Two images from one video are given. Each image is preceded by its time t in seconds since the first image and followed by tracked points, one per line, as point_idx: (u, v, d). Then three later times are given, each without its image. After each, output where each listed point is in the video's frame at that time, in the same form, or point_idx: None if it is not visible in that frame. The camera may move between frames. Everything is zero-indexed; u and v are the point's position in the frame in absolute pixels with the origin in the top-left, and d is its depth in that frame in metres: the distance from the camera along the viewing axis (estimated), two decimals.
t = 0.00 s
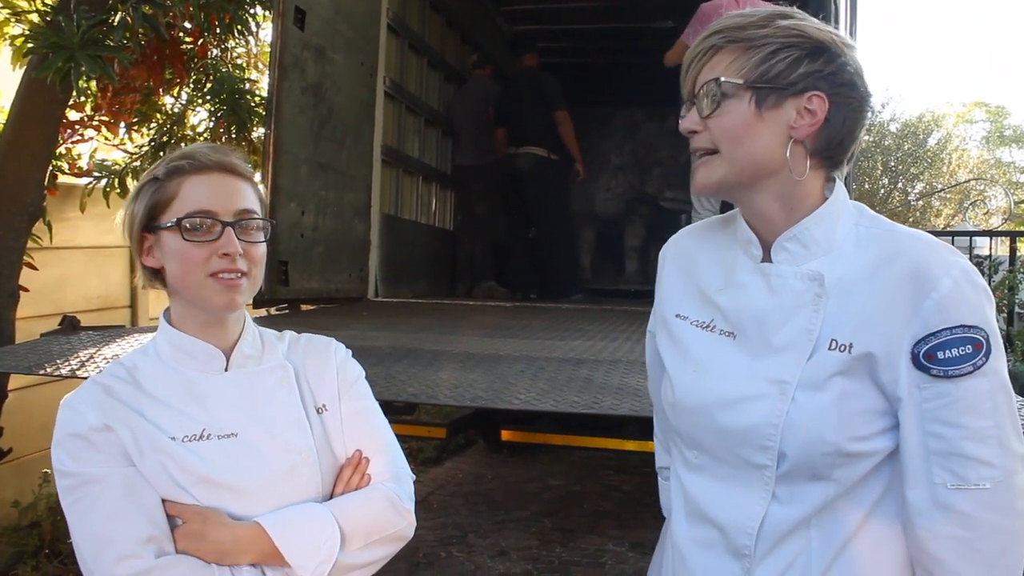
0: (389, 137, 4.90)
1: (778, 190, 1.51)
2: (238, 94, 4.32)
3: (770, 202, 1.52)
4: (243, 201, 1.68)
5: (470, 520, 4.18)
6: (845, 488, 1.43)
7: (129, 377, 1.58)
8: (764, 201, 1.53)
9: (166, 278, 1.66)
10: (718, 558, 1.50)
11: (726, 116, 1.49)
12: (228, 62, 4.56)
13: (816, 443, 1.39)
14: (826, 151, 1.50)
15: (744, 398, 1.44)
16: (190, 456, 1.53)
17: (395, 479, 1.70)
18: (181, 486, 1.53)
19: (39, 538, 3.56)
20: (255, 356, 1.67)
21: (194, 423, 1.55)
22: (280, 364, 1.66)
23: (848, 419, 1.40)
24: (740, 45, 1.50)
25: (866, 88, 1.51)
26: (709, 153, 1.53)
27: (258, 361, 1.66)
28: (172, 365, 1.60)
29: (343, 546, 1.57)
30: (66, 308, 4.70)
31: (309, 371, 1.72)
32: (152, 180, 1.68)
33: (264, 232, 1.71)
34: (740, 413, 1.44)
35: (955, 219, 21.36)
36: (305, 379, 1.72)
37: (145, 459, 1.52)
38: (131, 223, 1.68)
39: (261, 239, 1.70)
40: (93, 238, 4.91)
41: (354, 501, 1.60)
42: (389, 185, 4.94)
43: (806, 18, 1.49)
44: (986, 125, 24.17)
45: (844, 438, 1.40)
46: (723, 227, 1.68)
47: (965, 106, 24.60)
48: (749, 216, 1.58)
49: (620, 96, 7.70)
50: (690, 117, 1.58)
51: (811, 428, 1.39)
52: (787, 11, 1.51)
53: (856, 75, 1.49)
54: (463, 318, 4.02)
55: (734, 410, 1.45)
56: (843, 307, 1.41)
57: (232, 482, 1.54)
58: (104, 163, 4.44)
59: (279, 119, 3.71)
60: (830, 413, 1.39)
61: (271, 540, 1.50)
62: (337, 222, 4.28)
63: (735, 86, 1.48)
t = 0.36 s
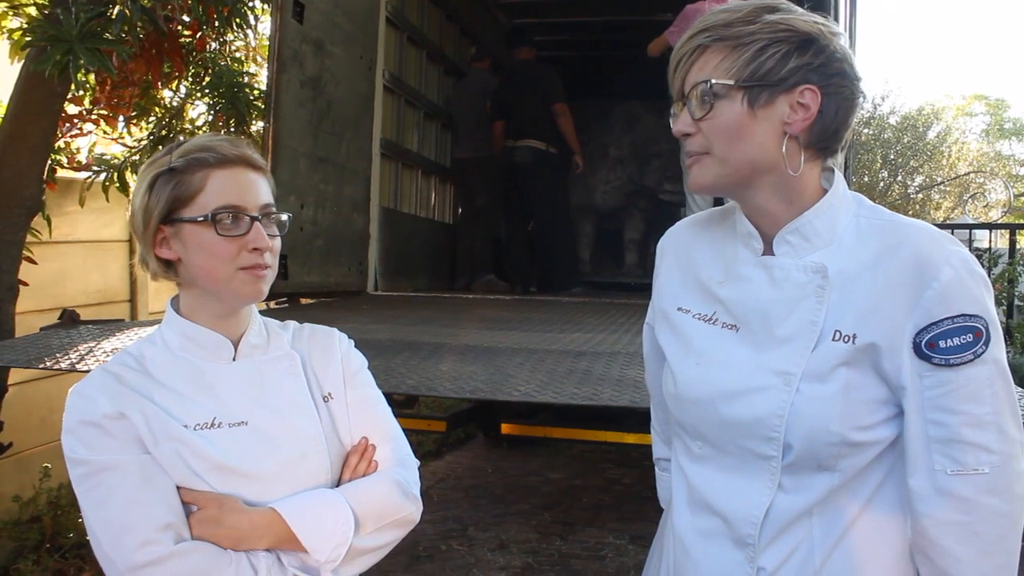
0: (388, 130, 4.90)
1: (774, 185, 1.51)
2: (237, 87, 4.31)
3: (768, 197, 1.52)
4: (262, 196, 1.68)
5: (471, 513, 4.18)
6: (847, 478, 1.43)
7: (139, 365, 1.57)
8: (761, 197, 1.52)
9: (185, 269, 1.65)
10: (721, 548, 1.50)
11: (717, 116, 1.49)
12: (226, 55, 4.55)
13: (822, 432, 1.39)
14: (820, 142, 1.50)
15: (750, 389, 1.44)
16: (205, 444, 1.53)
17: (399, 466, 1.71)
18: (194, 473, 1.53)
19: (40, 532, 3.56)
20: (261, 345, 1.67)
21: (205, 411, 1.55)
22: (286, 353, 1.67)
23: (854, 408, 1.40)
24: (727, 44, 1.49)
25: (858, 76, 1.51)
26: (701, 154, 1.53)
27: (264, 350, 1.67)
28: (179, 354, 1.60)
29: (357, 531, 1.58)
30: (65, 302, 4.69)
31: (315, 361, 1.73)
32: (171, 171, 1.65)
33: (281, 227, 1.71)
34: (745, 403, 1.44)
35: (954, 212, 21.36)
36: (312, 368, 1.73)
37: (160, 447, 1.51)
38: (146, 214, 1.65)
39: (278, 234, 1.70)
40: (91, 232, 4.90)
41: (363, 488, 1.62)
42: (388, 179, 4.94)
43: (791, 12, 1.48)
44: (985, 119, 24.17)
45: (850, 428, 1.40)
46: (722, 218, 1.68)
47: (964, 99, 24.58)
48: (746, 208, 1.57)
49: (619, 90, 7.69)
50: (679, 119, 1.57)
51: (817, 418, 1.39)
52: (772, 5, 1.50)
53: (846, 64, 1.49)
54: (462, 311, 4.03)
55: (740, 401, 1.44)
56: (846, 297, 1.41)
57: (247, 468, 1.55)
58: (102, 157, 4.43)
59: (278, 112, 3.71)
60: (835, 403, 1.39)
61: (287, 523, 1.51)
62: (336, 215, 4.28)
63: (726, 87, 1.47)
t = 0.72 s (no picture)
0: (387, 129, 4.90)
1: (772, 183, 1.51)
2: (235, 85, 4.30)
3: (765, 196, 1.52)
4: (261, 197, 1.68)
5: (468, 511, 4.18)
6: (842, 478, 1.43)
7: (139, 361, 1.57)
8: (757, 196, 1.52)
9: (187, 273, 1.65)
10: (714, 548, 1.50)
11: (716, 114, 1.49)
12: (225, 53, 4.54)
13: (815, 432, 1.40)
14: (818, 141, 1.50)
15: (743, 388, 1.44)
16: (210, 440, 1.54)
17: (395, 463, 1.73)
18: (200, 469, 1.53)
19: (36, 531, 3.55)
20: (258, 343, 1.69)
21: (208, 408, 1.56)
22: (284, 350, 1.68)
23: (846, 408, 1.40)
24: (725, 42, 1.50)
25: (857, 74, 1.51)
26: (700, 152, 1.53)
27: (261, 347, 1.68)
28: (179, 351, 1.60)
29: (362, 522, 1.60)
30: (62, 300, 4.68)
31: (312, 358, 1.75)
32: (170, 174, 1.63)
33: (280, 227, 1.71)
34: (740, 403, 1.44)
35: (952, 211, 21.39)
36: (309, 365, 1.74)
37: (167, 443, 1.51)
38: (146, 219, 1.63)
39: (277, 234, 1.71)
40: (89, 230, 4.89)
41: (365, 480, 1.63)
42: (387, 178, 4.94)
43: (790, 10, 1.48)
44: (982, 118, 24.21)
45: (843, 428, 1.40)
46: (717, 219, 1.68)
47: (963, 98, 24.60)
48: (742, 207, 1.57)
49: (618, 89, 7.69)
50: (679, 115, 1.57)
51: (812, 418, 1.40)
52: (771, 3, 1.50)
53: (844, 63, 1.48)
54: (460, 309, 4.03)
55: (734, 400, 1.45)
56: (841, 297, 1.41)
57: (252, 464, 1.56)
58: (100, 154, 4.40)
59: (277, 111, 3.71)
60: (830, 403, 1.39)
61: (295, 516, 1.53)
62: (334, 214, 4.27)
63: (725, 84, 1.48)
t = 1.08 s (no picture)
0: (383, 131, 4.90)
1: (771, 188, 1.51)
2: (231, 87, 4.29)
3: (761, 198, 1.52)
4: (250, 194, 1.68)
5: (465, 513, 4.18)
6: (831, 478, 1.43)
7: (139, 357, 1.57)
8: (754, 198, 1.52)
9: (182, 277, 1.65)
10: (705, 548, 1.50)
11: (716, 116, 1.49)
12: (221, 56, 4.54)
13: (803, 429, 1.40)
14: (818, 147, 1.50)
15: (732, 386, 1.45)
16: (210, 436, 1.54)
17: (391, 463, 1.73)
18: (200, 465, 1.53)
19: (33, 534, 3.55)
20: (256, 341, 1.69)
21: (209, 403, 1.56)
22: (282, 349, 1.68)
23: (836, 407, 1.40)
24: (730, 45, 1.50)
25: (859, 81, 1.51)
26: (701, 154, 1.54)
27: (259, 346, 1.69)
28: (178, 347, 1.60)
29: (361, 522, 1.62)
30: (59, 302, 4.67)
31: (308, 357, 1.75)
32: (155, 181, 1.63)
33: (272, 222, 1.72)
34: (729, 400, 1.45)
35: (948, 212, 21.43)
36: (306, 365, 1.75)
37: (168, 439, 1.51)
38: (138, 228, 1.64)
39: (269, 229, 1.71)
40: (85, 232, 4.88)
41: (362, 480, 1.64)
42: (384, 180, 4.94)
43: (795, 16, 1.49)
44: (978, 119, 24.28)
45: (832, 427, 1.40)
46: (714, 218, 1.68)
47: (959, 99, 24.66)
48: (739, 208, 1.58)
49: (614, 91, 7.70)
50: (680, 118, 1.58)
51: (799, 415, 1.40)
52: (776, 7, 1.51)
53: (848, 70, 1.49)
54: (457, 311, 4.03)
55: (724, 398, 1.45)
56: (832, 295, 1.41)
57: (252, 461, 1.56)
58: (96, 157, 4.40)
59: (273, 113, 3.70)
60: (817, 401, 1.40)
61: (296, 514, 1.53)
62: (331, 215, 4.27)
63: (726, 87, 1.48)
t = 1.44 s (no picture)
0: (383, 131, 4.90)
1: (797, 185, 1.51)
2: (231, 87, 4.29)
3: (777, 195, 1.51)
4: (259, 185, 1.69)
5: (465, 514, 4.18)
6: (836, 479, 1.43)
7: (158, 343, 1.61)
8: (775, 196, 1.51)
9: (196, 270, 1.68)
10: (708, 551, 1.50)
11: (775, 105, 1.45)
12: (220, 56, 4.54)
13: (809, 430, 1.40)
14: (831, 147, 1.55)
15: (736, 387, 1.45)
16: (228, 422, 1.57)
17: (403, 450, 1.75)
18: (218, 451, 1.56)
19: (32, 534, 3.55)
20: (272, 328, 1.72)
21: (227, 389, 1.60)
22: (298, 337, 1.71)
23: (842, 407, 1.41)
24: (784, 35, 1.47)
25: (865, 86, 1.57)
26: (743, 142, 1.48)
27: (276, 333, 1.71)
28: (198, 334, 1.63)
29: (376, 507, 1.63)
30: (58, 302, 4.68)
31: (323, 346, 1.78)
32: (165, 177, 1.65)
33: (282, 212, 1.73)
34: (734, 401, 1.45)
35: (947, 213, 21.44)
36: (321, 354, 1.77)
37: (188, 425, 1.55)
38: (150, 224, 1.66)
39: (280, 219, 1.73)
40: (84, 232, 4.88)
41: (377, 466, 1.66)
42: (383, 180, 4.94)
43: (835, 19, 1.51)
44: (977, 120, 24.28)
45: (838, 427, 1.40)
46: (717, 216, 1.69)
47: (958, 100, 24.66)
48: (746, 205, 1.58)
49: (613, 91, 7.70)
50: (714, 102, 1.50)
51: (805, 416, 1.40)
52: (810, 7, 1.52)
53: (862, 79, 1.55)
54: (457, 311, 4.02)
55: (729, 399, 1.45)
56: (837, 295, 1.41)
57: (269, 447, 1.59)
58: (95, 157, 4.41)
59: (272, 113, 3.71)
60: (824, 401, 1.40)
61: (313, 500, 1.56)
62: (330, 215, 4.28)
63: (784, 77, 1.45)
